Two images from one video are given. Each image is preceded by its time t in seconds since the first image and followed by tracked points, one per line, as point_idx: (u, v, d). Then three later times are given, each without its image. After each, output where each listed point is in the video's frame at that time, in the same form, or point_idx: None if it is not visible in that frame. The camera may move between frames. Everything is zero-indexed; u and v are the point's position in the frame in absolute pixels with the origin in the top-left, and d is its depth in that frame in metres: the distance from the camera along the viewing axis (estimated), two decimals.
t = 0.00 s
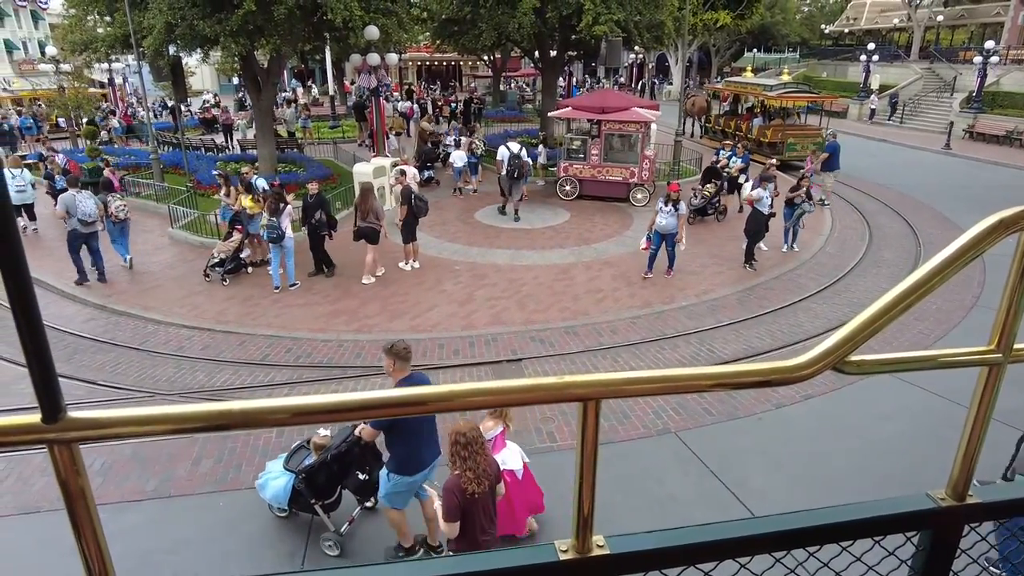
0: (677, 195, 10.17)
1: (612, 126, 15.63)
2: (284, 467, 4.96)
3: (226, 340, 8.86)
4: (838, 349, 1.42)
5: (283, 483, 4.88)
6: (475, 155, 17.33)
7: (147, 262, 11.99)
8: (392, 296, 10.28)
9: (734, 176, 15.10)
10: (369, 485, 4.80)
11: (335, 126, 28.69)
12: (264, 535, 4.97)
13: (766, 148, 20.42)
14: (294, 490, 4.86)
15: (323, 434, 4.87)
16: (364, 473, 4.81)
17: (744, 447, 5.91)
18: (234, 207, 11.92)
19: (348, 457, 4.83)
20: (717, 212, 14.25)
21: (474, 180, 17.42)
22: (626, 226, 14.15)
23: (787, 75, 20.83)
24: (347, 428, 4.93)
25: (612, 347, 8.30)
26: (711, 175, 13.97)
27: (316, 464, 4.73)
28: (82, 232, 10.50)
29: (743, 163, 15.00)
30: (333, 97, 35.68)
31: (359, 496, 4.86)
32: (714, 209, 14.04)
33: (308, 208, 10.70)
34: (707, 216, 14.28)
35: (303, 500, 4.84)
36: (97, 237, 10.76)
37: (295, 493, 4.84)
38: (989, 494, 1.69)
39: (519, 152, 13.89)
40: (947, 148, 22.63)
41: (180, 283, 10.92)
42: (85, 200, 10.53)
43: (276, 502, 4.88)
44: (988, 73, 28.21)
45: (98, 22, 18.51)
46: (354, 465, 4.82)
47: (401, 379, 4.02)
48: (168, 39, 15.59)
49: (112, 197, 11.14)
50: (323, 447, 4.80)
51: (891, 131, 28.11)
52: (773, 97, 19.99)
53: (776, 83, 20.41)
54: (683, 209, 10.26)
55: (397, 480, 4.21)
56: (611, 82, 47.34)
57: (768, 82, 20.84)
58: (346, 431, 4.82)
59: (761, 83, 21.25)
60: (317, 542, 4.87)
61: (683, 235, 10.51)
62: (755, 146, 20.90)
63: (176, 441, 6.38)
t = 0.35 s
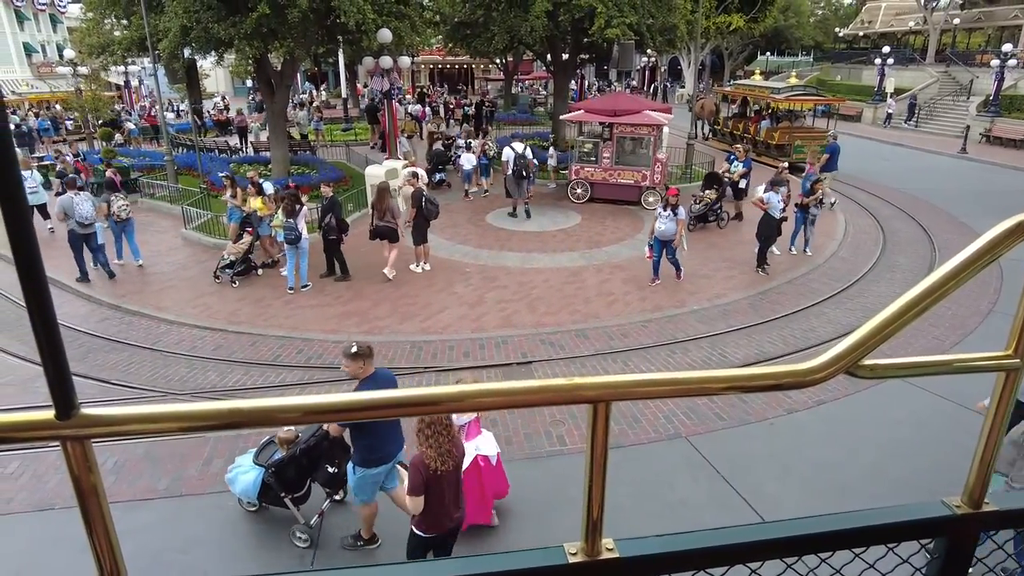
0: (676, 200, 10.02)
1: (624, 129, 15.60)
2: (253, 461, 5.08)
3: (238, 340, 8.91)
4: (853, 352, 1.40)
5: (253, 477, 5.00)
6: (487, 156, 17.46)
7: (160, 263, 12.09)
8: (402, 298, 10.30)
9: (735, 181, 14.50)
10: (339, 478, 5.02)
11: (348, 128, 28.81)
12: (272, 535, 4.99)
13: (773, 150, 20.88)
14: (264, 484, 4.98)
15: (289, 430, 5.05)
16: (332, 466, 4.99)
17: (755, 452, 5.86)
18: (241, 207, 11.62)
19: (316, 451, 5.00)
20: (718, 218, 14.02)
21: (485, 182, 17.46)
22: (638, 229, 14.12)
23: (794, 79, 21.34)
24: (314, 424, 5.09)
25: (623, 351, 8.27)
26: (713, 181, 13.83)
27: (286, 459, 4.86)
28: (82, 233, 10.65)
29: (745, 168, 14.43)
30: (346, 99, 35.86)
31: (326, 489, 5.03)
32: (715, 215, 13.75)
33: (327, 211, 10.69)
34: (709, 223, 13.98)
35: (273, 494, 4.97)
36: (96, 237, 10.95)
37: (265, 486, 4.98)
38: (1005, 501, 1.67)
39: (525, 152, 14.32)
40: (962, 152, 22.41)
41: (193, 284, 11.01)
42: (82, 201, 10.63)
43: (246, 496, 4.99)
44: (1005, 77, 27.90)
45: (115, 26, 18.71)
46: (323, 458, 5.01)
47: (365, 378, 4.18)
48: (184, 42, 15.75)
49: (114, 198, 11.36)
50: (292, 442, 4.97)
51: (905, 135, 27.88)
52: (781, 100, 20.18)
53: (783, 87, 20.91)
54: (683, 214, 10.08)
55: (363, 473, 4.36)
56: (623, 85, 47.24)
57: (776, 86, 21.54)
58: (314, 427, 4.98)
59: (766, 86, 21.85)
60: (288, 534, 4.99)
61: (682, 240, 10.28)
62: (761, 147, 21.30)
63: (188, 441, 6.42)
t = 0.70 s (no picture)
0: (676, 204, 9.82)
1: (636, 132, 15.58)
2: (230, 457, 5.11)
3: (251, 340, 8.97)
4: (870, 357, 1.40)
5: (229, 472, 5.02)
6: (500, 159, 17.54)
7: (175, 264, 12.20)
8: (415, 299, 10.34)
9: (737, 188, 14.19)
10: (314, 470, 5.05)
11: (361, 130, 28.96)
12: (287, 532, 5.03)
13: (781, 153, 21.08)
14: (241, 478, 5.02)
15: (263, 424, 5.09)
16: (307, 458, 5.04)
17: (768, 458, 5.81)
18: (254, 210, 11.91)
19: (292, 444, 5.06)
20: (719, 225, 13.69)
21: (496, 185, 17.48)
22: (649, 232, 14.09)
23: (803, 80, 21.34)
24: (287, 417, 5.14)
25: (634, 354, 8.25)
26: (713, 187, 13.50)
27: (262, 452, 4.93)
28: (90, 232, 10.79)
29: (748, 175, 14.15)
30: (359, 102, 36.05)
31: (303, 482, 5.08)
32: (715, 221, 13.45)
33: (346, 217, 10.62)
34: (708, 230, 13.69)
35: (250, 489, 5.02)
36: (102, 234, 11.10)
37: (242, 481, 5.02)
38: None
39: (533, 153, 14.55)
40: (978, 156, 22.20)
41: (207, 284, 11.09)
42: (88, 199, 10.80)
43: (222, 491, 5.00)
44: None
45: (133, 29, 18.93)
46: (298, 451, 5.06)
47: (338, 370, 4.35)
48: (199, 45, 15.90)
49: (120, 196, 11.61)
50: (266, 436, 5.02)
51: (920, 139, 27.66)
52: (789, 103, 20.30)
53: (791, 89, 20.95)
54: (683, 218, 9.89)
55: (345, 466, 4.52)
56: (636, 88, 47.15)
57: (784, 87, 21.33)
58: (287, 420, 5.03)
59: (775, 88, 21.78)
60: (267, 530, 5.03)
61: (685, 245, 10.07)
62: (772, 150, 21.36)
63: (201, 440, 6.46)
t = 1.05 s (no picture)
0: (678, 211, 9.66)
1: (649, 134, 15.53)
2: (206, 453, 5.12)
3: (264, 340, 9.03)
4: (885, 362, 1.39)
5: (206, 469, 5.04)
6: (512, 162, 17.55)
7: (189, 264, 12.30)
8: (427, 300, 10.36)
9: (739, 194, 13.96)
10: (293, 463, 5.06)
11: (374, 132, 29.10)
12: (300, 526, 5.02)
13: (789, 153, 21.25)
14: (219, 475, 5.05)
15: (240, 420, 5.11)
16: (285, 451, 5.04)
17: (780, 463, 5.77)
18: (264, 212, 12.15)
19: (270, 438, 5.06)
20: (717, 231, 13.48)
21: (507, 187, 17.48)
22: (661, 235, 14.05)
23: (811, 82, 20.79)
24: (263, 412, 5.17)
25: (646, 357, 8.23)
26: (712, 193, 13.27)
27: (239, 447, 4.95)
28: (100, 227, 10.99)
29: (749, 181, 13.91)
30: (372, 104, 36.18)
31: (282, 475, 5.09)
32: (712, 228, 13.26)
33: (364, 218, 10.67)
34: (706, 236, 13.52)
35: (228, 485, 5.04)
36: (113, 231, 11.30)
37: (220, 478, 5.04)
38: None
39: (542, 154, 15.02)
40: (995, 160, 21.96)
41: (220, 285, 11.18)
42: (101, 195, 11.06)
43: (200, 488, 5.02)
44: None
45: (150, 32, 19.13)
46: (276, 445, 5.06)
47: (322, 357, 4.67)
48: (214, 47, 16.06)
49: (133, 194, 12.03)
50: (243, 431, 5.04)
51: (936, 142, 27.38)
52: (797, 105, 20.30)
53: (799, 91, 20.52)
54: (684, 225, 9.77)
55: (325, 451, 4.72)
56: (648, 90, 47.03)
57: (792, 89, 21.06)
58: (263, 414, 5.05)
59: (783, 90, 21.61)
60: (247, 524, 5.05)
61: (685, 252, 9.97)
62: (782, 153, 21.40)
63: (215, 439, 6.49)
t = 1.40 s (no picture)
0: (675, 216, 9.51)
1: (660, 137, 15.50)
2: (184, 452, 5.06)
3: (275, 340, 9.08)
4: (898, 365, 1.39)
5: (185, 468, 4.97)
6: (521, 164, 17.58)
7: (201, 264, 12.39)
8: (437, 302, 10.39)
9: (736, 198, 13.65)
10: (272, 459, 4.97)
11: (384, 134, 29.20)
12: (313, 521, 5.03)
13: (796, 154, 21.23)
14: (198, 473, 4.99)
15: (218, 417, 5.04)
16: (264, 448, 4.96)
17: (791, 467, 5.73)
18: (275, 214, 12.28)
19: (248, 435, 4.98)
20: (714, 236, 13.19)
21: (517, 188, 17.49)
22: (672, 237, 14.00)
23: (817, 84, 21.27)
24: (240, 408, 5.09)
25: (656, 359, 8.20)
26: (709, 197, 12.96)
27: (218, 445, 4.89)
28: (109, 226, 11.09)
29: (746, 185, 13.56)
30: (383, 106, 36.30)
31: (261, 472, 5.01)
32: (709, 233, 13.07)
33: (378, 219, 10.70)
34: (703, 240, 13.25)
35: (207, 482, 4.99)
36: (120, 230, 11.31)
37: (199, 476, 4.99)
38: None
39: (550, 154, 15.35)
40: (1011, 163, 21.76)
41: (232, 285, 11.25)
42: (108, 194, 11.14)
43: (179, 487, 4.96)
44: None
45: (163, 34, 19.29)
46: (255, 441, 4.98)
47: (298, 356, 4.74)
48: (227, 49, 16.19)
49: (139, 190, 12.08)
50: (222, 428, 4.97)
51: (950, 144, 27.15)
52: (804, 107, 20.27)
53: (806, 93, 20.82)
54: (681, 230, 9.61)
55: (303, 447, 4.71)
56: (659, 92, 46.91)
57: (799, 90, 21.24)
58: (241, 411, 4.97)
59: (791, 92, 21.63)
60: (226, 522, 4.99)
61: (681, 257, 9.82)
62: (787, 154, 21.51)
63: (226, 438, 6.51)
